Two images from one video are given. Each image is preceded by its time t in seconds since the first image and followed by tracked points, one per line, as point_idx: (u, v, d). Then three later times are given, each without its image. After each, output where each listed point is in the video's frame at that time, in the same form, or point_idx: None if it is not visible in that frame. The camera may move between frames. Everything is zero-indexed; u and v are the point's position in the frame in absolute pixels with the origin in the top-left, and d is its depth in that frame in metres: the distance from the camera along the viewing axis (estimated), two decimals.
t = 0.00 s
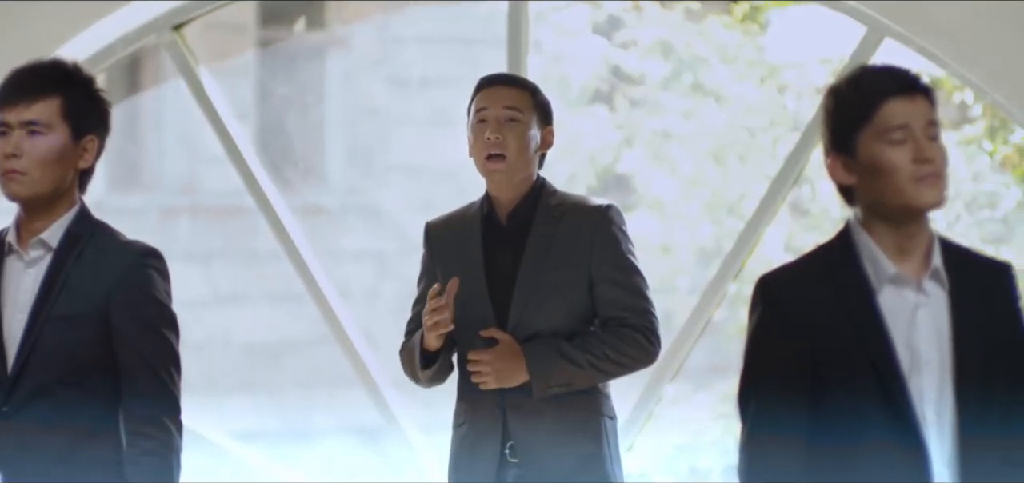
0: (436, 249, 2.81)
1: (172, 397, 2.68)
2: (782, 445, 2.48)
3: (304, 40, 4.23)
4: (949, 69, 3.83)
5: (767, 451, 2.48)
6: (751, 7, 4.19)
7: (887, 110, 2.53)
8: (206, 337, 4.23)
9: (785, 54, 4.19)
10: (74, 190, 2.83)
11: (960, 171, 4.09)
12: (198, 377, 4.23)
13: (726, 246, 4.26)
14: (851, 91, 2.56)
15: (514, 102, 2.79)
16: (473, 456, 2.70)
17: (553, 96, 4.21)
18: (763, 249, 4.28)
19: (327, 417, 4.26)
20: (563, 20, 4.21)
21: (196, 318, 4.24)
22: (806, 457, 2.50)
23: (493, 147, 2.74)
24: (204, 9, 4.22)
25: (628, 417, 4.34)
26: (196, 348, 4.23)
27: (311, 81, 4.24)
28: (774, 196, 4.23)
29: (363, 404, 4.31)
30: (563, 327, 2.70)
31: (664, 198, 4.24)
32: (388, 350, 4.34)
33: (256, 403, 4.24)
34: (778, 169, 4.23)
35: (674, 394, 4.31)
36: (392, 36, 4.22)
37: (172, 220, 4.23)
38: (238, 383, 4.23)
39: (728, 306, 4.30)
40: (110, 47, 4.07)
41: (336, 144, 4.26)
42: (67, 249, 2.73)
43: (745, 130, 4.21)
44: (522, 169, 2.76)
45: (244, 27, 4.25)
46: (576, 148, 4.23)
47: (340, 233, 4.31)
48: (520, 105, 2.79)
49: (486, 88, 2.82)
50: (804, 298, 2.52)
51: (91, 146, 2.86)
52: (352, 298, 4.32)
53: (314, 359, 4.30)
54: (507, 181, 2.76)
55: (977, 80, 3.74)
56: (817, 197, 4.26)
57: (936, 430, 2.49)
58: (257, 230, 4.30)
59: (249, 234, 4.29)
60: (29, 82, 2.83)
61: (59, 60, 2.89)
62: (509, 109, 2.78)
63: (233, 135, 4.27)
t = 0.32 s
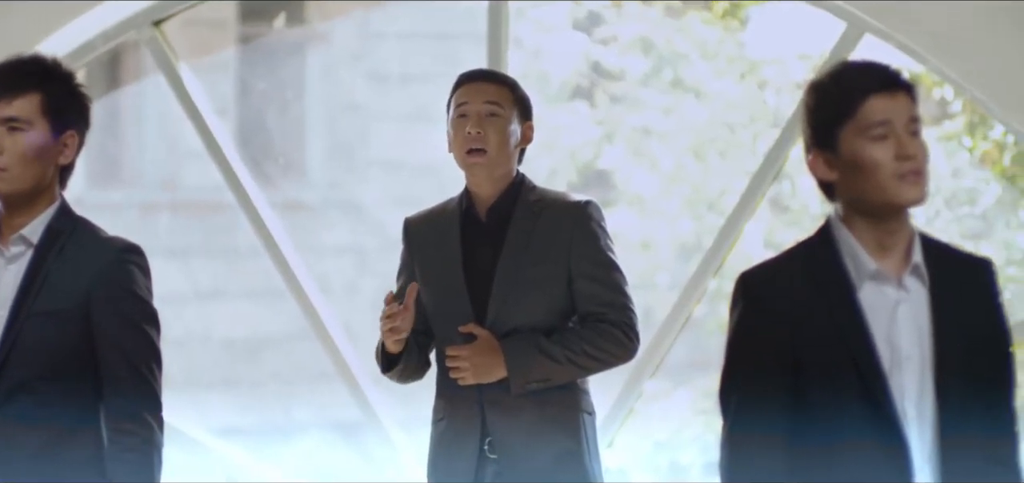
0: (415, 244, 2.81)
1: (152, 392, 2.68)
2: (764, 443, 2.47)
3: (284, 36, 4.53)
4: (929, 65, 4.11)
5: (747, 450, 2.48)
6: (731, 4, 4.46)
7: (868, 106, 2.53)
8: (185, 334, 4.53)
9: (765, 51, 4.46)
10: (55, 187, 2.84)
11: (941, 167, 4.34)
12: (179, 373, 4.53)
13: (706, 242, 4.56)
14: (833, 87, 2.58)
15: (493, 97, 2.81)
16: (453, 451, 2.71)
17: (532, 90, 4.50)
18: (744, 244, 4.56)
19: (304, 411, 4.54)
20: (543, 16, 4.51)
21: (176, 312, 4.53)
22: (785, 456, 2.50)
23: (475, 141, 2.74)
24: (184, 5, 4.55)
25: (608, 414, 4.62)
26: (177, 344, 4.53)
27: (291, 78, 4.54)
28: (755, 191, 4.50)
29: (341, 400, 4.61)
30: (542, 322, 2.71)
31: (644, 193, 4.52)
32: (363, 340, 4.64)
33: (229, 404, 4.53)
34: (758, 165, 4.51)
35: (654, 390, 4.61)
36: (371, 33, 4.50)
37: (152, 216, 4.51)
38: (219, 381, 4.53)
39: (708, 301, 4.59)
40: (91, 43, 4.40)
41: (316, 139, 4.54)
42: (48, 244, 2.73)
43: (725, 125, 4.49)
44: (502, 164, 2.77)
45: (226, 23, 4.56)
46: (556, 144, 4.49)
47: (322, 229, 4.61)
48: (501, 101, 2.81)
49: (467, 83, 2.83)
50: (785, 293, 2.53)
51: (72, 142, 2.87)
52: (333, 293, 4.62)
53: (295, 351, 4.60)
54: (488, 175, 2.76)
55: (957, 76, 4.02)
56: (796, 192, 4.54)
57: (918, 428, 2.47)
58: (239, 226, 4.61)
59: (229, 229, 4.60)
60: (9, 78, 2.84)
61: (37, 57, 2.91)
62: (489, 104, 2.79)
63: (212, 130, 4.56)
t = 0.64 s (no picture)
0: (398, 239, 2.81)
1: (137, 387, 2.67)
2: (748, 438, 2.47)
3: (267, 30, 4.56)
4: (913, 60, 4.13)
5: (727, 450, 2.47)
6: None
7: (853, 100, 2.54)
8: (168, 329, 4.61)
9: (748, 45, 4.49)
10: (38, 181, 2.84)
11: (923, 161, 4.39)
12: (162, 368, 4.61)
13: (689, 236, 4.62)
14: (817, 81, 2.58)
15: (477, 91, 2.81)
16: (436, 444, 2.70)
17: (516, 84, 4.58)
18: (727, 239, 4.60)
19: (287, 409, 4.64)
20: (527, 11, 4.57)
21: (158, 308, 4.61)
22: (768, 452, 2.50)
23: (458, 135, 2.74)
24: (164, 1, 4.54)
25: (593, 408, 4.74)
26: (162, 337, 4.60)
27: (275, 73, 4.59)
28: (739, 185, 4.54)
29: (326, 392, 4.71)
30: (526, 316, 2.71)
31: (627, 188, 4.60)
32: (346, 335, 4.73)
33: (217, 395, 4.62)
34: (741, 159, 4.55)
35: (639, 384, 4.70)
36: (355, 26, 4.56)
37: (135, 210, 4.58)
38: (202, 375, 4.61)
39: (691, 296, 4.66)
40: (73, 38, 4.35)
41: (298, 133, 4.62)
42: (32, 239, 2.73)
43: (709, 120, 4.56)
44: (486, 157, 2.77)
45: (209, 18, 4.57)
46: (540, 139, 4.58)
47: (305, 224, 4.71)
48: (484, 94, 2.81)
49: (450, 77, 2.83)
50: (768, 287, 2.53)
51: (56, 136, 2.88)
52: (315, 286, 4.73)
53: (279, 348, 4.69)
54: (472, 169, 2.77)
55: (941, 72, 4.02)
56: (780, 188, 4.56)
57: (901, 422, 2.48)
58: (220, 220, 4.69)
59: (212, 222, 4.68)
60: None
61: (21, 50, 2.90)
62: (473, 97, 2.80)
63: (195, 124, 4.62)
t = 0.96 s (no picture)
0: (379, 231, 2.81)
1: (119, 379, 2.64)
2: (726, 430, 2.46)
3: (249, 23, 4.68)
4: (893, 53, 4.20)
5: (709, 446, 2.46)
6: None
7: (833, 94, 2.54)
8: (149, 321, 4.71)
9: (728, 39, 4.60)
10: (21, 174, 2.85)
11: (905, 154, 4.46)
12: (142, 359, 4.71)
13: (671, 228, 4.72)
14: (797, 75, 2.58)
15: (460, 84, 2.81)
16: (418, 437, 2.72)
17: (499, 78, 4.68)
18: (708, 231, 4.71)
19: (269, 402, 4.75)
20: (511, 4, 4.66)
21: (140, 302, 4.71)
22: (749, 449, 2.48)
23: (441, 127, 2.74)
24: None
25: (575, 399, 4.82)
26: (143, 331, 4.71)
27: (257, 67, 4.72)
28: (719, 178, 4.64)
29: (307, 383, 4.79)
30: (508, 309, 2.72)
31: (609, 181, 4.68)
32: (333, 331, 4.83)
33: (196, 388, 4.74)
34: (723, 152, 4.65)
35: (619, 378, 4.79)
36: (336, 21, 4.66)
37: (116, 202, 4.70)
38: (182, 367, 4.73)
39: (673, 289, 4.76)
40: (54, 32, 4.46)
41: (280, 126, 4.73)
42: (14, 231, 2.73)
43: (691, 113, 4.66)
44: (469, 149, 2.77)
45: (190, 11, 4.71)
46: (520, 131, 4.67)
47: (286, 218, 4.81)
48: (467, 87, 2.81)
49: (434, 69, 2.83)
50: (749, 278, 2.53)
51: (38, 129, 2.88)
52: (296, 280, 4.83)
53: (261, 341, 4.80)
54: (453, 161, 2.77)
55: (920, 64, 4.10)
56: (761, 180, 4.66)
57: (882, 415, 2.46)
58: (201, 213, 4.80)
59: (192, 212, 4.80)
60: None
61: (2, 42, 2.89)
62: (455, 90, 2.80)
63: (176, 117, 4.74)
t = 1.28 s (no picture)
0: (356, 226, 2.81)
1: (97, 374, 2.60)
2: (704, 429, 2.40)
3: (226, 16, 4.85)
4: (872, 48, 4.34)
5: (689, 446, 2.40)
6: None
7: (810, 88, 2.54)
8: (125, 316, 4.88)
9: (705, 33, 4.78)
10: None
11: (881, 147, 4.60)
12: (120, 353, 4.87)
13: (649, 223, 4.89)
14: (774, 69, 2.58)
15: (437, 77, 2.81)
16: (394, 431, 2.73)
17: (478, 71, 4.86)
18: (686, 225, 4.87)
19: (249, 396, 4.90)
20: None
21: (117, 295, 4.88)
22: (729, 448, 2.44)
23: (418, 120, 2.74)
24: None
25: (553, 391, 4.94)
26: (121, 324, 4.86)
27: (235, 59, 4.89)
28: (697, 172, 4.79)
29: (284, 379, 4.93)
30: (485, 303, 2.72)
31: (586, 174, 4.88)
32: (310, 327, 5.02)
33: (176, 382, 4.92)
34: (701, 145, 4.81)
35: (597, 372, 4.93)
36: (314, 16, 4.88)
37: (95, 197, 4.90)
38: (162, 362, 4.90)
39: (650, 282, 4.90)
40: (31, 26, 4.70)
41: (257, 121, 4.92)
42: None
43: (668, 107, 4.83)
44: (446, 142, 2.78)
45: (166, 6, 4.88)
46: (498, 124, 4.86)
47: (265, 211, 5.00)
48: (444, 80, 2.81)
49: (411, 62, 2.83)
50: (728, 272, 2.49)
51: (15, 123, 2.85)
52: (275, 274, 5.00)
53: (240, 334, 4.98)
54: (430, 153, 2.76)
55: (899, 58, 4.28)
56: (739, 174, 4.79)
57: (861, 409, 2.46)
58: (179, 207, 4.99)
59: (171, 207, 4.98)
60: None
61: None
62: (433, 83, 2.80)
63: (152, 110, 4.92)
